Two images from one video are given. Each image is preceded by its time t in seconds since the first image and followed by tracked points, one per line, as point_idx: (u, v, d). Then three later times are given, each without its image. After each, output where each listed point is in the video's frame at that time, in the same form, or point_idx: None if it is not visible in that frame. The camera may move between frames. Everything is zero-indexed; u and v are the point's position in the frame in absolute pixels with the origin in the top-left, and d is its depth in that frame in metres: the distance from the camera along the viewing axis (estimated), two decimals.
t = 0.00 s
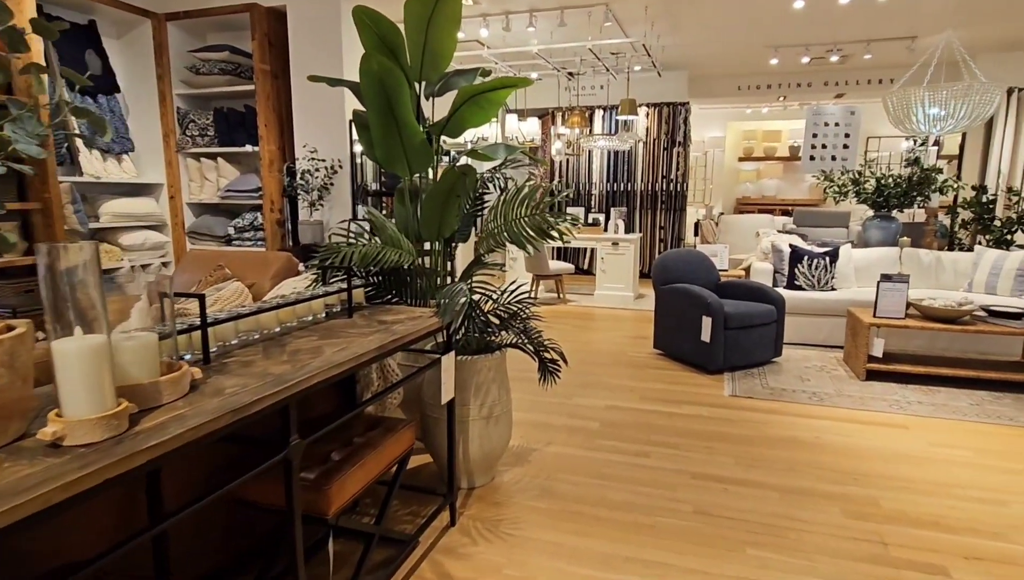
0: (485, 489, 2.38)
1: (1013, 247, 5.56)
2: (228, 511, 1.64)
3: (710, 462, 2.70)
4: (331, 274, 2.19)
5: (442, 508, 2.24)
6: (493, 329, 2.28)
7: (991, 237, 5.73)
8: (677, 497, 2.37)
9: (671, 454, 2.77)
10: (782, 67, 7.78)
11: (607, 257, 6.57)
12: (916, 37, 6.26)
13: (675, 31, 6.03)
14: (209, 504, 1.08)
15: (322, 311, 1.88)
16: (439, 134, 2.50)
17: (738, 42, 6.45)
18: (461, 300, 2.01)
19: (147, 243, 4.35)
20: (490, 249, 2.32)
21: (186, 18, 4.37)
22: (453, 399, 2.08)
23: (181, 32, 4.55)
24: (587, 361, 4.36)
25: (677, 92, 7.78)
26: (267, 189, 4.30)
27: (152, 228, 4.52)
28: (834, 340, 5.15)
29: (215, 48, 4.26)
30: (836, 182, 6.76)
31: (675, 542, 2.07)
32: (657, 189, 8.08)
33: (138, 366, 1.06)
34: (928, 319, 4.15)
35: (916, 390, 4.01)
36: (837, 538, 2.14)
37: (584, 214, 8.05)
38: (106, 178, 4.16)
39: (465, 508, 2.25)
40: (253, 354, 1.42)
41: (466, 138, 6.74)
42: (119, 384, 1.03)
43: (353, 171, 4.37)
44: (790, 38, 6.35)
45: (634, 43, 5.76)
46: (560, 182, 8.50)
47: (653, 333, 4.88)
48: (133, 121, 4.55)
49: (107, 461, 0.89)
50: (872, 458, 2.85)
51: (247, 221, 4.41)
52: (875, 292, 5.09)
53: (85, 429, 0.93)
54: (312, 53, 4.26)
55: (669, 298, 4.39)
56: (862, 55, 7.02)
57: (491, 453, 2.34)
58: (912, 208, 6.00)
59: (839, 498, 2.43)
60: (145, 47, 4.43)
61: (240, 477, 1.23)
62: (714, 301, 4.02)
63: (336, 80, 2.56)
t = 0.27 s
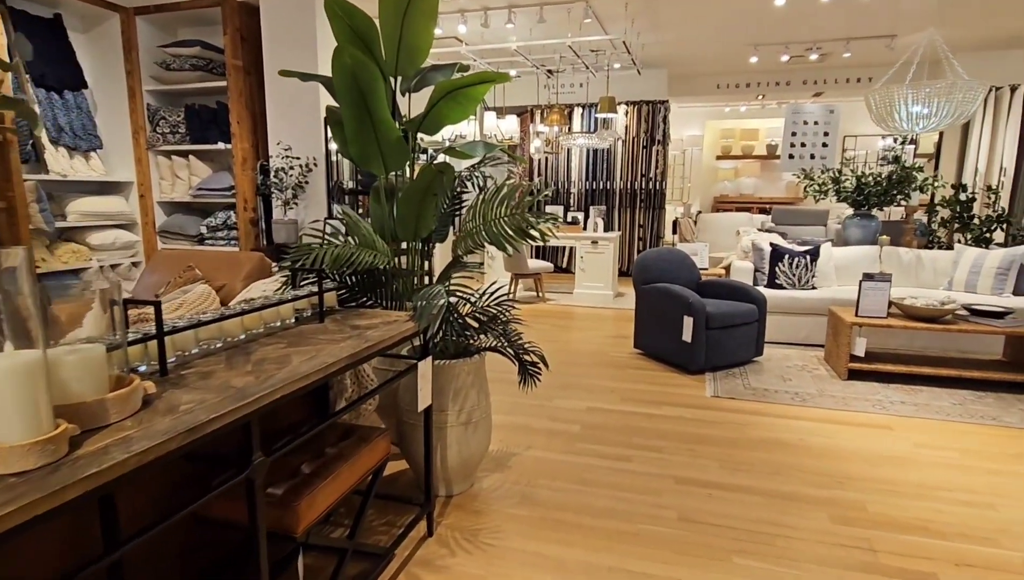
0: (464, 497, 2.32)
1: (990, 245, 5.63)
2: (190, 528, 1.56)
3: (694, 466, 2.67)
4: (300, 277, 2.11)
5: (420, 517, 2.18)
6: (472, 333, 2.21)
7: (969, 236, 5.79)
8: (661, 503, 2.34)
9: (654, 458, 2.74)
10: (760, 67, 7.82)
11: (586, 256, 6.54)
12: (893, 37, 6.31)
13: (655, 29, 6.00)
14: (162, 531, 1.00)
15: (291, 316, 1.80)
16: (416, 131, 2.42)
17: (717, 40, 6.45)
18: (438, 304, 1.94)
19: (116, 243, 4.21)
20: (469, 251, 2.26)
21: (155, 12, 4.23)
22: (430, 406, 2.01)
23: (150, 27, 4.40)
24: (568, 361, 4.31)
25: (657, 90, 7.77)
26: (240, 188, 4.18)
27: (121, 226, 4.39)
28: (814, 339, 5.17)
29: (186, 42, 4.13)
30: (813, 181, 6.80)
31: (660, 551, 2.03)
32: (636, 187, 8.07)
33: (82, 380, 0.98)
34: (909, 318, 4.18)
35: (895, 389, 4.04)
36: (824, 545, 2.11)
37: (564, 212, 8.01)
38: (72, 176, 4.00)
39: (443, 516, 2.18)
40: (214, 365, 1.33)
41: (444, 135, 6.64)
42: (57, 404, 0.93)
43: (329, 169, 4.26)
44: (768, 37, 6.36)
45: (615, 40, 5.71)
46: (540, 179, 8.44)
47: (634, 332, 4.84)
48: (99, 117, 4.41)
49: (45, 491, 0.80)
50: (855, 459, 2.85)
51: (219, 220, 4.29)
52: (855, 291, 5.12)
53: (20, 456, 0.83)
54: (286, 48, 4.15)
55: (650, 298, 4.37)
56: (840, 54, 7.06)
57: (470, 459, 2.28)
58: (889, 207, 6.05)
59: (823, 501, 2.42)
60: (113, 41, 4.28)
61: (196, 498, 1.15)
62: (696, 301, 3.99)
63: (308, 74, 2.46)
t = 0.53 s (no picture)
0: (448, 506, 2.25)
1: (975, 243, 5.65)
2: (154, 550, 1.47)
3: (684, 471, 2.62)
4: (275, 281, 2.01)
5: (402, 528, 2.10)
6: (457, 338, 2.14)
7: (954, 233, 5.82)
8: (652, 511, 2.28)
9: (643, 463, 2.68)
10: (745, 65, 7.81)
11: (572, 254, 6.48)
12: (878, 36, 6.32)
13: (641, 27, 5.95)
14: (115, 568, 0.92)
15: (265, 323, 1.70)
16: (399, 128, 2.34)
17: (703, 38, 6.43)
18: (422, 310, 1.86)
19: (90, 243, 4.08)
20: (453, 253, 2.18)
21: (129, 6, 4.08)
22: (413, 415, 1.94)
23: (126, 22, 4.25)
24: (555, 362, 4.24)
25: (643, 88, 7.73)
26: (218, 186, 4.03)
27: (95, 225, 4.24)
28: (802, 337, 5.16)
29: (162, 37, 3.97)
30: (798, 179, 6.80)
31: (653, 561, 1.97)
32: (622, 185, 8.03)
33: (24, 405, 0.89)
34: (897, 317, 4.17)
35: (883, 388, 4.03)
36: (820, 552, 2.07)
37: (549, 210, 7.94)
38: (42, 173, 3.84)
39: (427, 527, 2.11)
40: (179, 380, 1.24)
41: (428, 132, 6.54)
42: None
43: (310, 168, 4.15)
44: (754, 35, 6.35)
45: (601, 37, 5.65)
46: (525, 177, 8.36)
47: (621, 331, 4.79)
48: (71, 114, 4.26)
49: None
50: (847, 461, 2.82)
51: (195, 219, 4.16)
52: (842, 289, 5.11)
53: None
54: (266, 44, 4.03)
55: (638, 298, 4.32)
56: (825, 52, 7.06)
57: (454, 467, 2.20)
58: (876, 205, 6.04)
59: (816, 506, 2.38)
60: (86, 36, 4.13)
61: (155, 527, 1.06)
62: (685, 300, 3.95)
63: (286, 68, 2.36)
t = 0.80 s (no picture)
0: (439, 517, 2.17)
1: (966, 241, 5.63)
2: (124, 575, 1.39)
3: (681, 476, 2.56)
4: (255, 286, 1.92)
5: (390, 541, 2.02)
6: (447, 343, 2.06)
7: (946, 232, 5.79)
8: (648, 519, 2.22)
9: (639, 468, 2.62)
10: (737, 63, 7.77)
11: (565, 254, 6.42)
12: (870, 34, 6.30)
13: (633, 24, 5.89)
14: None
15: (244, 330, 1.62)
16: (387, 126, 2.25)
17: (695, 36, 6.38)
18: (410, 316, 1.78)
19: (67, 243, 3.98)
20: (444, 255, 2.10)
21: None
22: (401, 424, 1.86)
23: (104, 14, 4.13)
24: (548, 363, 4.18)
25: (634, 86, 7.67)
26: (202, 184, 3.95)
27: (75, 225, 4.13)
28: (796, 336, 5.12)
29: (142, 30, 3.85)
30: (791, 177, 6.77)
31: (650, 573, 1.90)
32: (614, 183, 7.97)
33: None
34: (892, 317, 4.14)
35: (879, 388, 3.99)
36: (821, 561, 2.01)
37: (541, 209, 7.87)
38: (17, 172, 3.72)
39: (416, 539, 2.04)
40: (147, 395, 1.16)
41: (418, 130, 6.44)
42: None
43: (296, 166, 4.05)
44: (747, 33, 6.30)
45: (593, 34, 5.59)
46: (517, 175, 8.28)
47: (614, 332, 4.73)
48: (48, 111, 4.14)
49: None
50: (845, 465, 2.77)
51: (178, 218, 4.05)
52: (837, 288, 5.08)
53: None
54: (252, 39, 3.92)
55: (631, 298, 4.25)
56: (818, 51, 7.03)
57: (445, 477, 2.13)
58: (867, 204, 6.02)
59: (815, 513, 2.32)
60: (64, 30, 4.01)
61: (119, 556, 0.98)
62: (679, 301, 3.89)
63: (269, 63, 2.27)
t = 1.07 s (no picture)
0: (434, 528, 2.09)
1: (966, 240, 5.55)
2: None
3: (684, 483, 2.47)
4: (240, 290, 1.82)
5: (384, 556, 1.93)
6: (443, 348, 1.97)
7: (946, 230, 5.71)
8: (651, 529, 2.13)
9: (641, 475, 2.54)
10: (736, 61, 7.70)
11: (564, 254, 6.34)
12: (870, 32, 6.23)
13: (631, 22, 5.81)
14: None
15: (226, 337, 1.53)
16: (379, 121, 2.16)
17: (694, 34, 6.30)
18: (403, 320, 1.69)
19: (50, 244, 3.88)
20: (439, 255, 2.01)
21: None
22: (394, 434, 1.77)
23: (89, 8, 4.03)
24: (547, 366, 4.09)
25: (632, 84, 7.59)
26: (191, 183, 3.87)
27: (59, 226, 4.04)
28: (798, 337, 5.05)
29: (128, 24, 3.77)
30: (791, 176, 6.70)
31: None
32: (613, 182, 7.89)
33: None
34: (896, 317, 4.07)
35: (884, 389, 3.92)
36: (831, 572, 1.93)
37: (540, 209, 7.79)
38: None
39: (411, 553, 1.95)
40: (116, 409, 1.07)
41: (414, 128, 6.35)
42: None
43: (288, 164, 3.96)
44: (747, 30, 6.22)
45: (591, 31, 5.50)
46: (515, 174, 8.19)
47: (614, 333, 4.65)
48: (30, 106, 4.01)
49: None
50: (853, 469, 2.69)
51: (167, 218, 3.95)
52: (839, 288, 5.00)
53: None
54: (241, 34, 3.83)
55: (631, 298, 4.17)
56: (817, 49, 6.96)
57: (441, 487, 2.04)
58: (868, 202, 5.94)
59: (823, 520, 2.24)
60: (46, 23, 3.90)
61: None
62: (680, 301, 3.81)
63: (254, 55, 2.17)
